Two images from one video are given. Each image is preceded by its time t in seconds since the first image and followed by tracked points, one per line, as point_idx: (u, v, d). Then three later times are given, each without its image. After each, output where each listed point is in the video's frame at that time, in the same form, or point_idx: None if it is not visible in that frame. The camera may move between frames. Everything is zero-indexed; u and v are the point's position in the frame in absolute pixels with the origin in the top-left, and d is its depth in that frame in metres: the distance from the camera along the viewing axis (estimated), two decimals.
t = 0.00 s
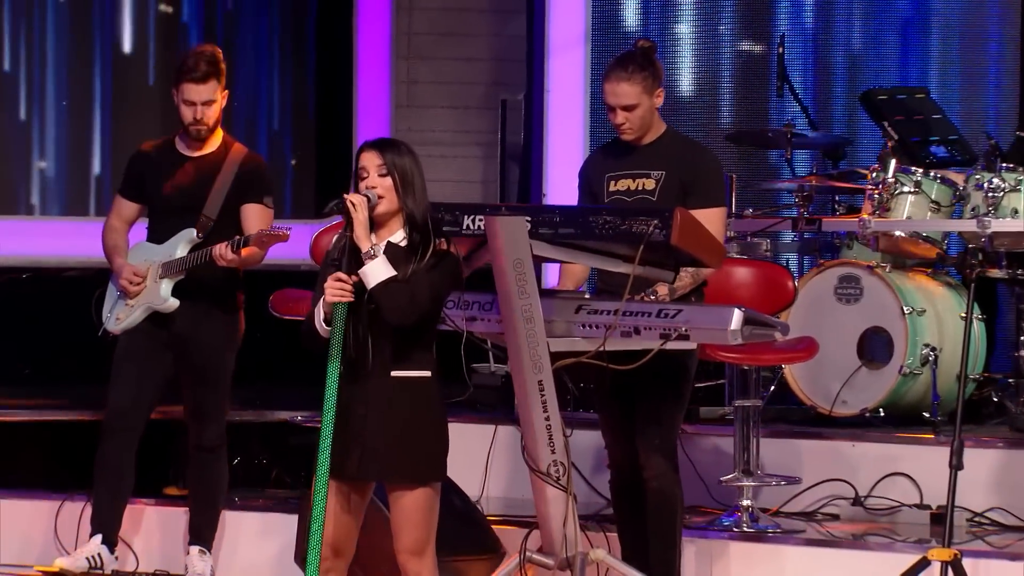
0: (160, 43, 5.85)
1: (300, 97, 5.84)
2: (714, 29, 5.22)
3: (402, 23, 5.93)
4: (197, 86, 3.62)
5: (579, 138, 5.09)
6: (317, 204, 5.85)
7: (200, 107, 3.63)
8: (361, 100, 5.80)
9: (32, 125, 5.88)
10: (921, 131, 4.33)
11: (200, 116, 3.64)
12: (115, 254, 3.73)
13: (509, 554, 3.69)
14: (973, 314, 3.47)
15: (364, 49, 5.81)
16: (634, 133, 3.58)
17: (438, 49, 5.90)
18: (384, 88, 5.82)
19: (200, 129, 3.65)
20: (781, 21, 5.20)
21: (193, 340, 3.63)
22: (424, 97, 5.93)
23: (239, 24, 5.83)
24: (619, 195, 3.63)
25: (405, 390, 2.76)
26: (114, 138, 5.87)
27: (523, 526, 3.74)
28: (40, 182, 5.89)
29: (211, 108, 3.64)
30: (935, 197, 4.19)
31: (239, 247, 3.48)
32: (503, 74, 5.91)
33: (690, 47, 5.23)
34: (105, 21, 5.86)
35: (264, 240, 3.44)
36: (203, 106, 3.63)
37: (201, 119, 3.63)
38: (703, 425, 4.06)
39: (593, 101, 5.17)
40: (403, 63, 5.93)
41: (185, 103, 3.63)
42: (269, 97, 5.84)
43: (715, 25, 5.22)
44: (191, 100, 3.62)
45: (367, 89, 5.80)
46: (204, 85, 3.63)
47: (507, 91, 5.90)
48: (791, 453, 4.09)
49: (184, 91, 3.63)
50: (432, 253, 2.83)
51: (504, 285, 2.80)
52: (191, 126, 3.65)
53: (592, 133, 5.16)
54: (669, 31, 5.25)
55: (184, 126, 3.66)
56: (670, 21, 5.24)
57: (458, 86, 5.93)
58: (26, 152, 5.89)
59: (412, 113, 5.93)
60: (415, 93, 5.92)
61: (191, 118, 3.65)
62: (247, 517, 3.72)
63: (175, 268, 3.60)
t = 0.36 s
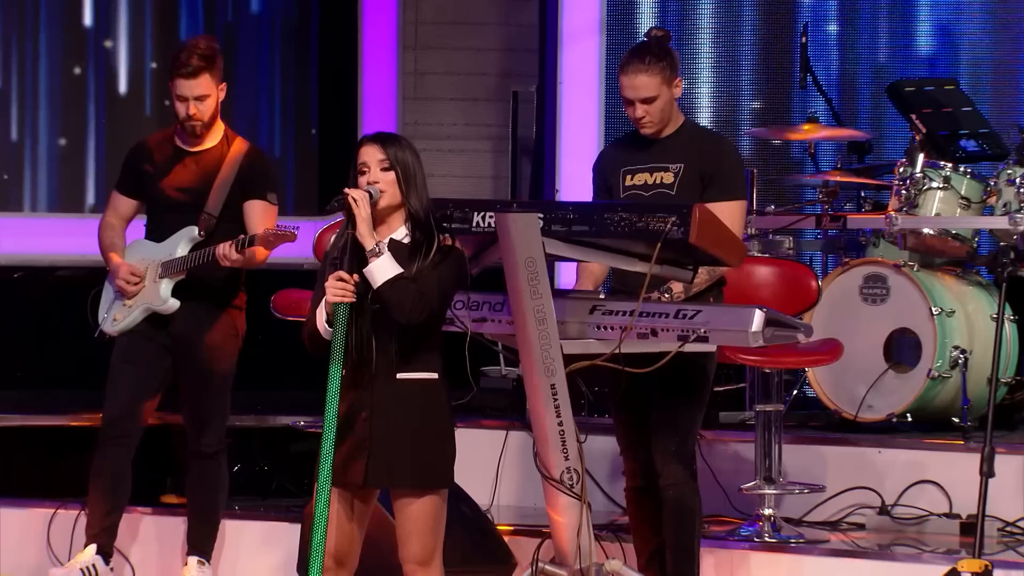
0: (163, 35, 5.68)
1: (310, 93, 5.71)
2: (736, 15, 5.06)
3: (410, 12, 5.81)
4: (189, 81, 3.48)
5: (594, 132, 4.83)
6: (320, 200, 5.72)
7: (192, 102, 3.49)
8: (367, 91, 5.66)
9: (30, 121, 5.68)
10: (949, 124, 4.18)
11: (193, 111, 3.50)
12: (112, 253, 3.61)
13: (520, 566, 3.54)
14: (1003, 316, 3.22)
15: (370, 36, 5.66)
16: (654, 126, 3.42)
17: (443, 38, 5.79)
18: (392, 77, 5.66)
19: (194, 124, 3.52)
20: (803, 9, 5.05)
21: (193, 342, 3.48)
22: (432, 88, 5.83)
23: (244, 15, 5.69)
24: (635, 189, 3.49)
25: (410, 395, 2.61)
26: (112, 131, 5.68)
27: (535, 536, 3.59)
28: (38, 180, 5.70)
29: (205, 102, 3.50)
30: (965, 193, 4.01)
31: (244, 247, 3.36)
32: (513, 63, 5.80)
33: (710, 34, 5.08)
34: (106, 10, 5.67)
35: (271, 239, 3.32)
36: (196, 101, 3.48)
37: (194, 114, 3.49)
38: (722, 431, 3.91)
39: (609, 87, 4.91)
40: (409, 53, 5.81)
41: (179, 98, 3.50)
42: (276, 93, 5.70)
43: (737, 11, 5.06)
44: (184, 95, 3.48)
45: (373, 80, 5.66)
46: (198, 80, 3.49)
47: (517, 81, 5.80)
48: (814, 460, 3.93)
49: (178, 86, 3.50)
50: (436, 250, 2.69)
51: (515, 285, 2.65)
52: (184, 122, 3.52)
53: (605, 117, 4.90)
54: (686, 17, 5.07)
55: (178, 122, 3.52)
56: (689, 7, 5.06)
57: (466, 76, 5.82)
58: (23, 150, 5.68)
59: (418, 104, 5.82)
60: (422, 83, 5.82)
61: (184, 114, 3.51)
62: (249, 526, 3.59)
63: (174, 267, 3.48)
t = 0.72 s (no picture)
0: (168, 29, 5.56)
1: (320, 89, 5.57)
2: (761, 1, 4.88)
3: None
4: (173, 74, 3.35)
5: (611, 125, 4.69)
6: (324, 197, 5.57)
7: (176, 96, 3.34)
8: (373, 80, 5.50)
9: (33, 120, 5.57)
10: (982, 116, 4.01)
11: (177, 105, 3.35)
12: (105, 255, 3.45)
13: None
14: None
15: (375, 22, 5.50)
16: (676, 117, 3.26)
17: (454, 26, 5.70)
18: (399, 67, 5.52)
19: (181, 119, 3.37)
20: None
21: (190, 344, 3.33)
22: (441, 78, 5.73)
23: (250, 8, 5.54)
24: (654, 182, 3.34)
25: (418, 401, 2.45)
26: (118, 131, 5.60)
27: (548, 548, 3.43)
28: (43, 180, 5.59)
29: (189, 96, 3.35)
30: (999, 188, 3.96)
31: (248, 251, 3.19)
32: (525, 52, 5.71)
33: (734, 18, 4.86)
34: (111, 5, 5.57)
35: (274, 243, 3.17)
36: (181, 94, 3.34)
37: (178, 109, 3.34)
38: (746, 437, 3.73)
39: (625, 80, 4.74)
40: (417, 43, 5.71)
41: (165, 93, 3.36)
42: (284, 89, 5.56)
43: None
44: (169, 88, 3.34)
45: (379, 68, 5.50)
46: (180, 72, 3.35)
47: (529, 71, 5.70)
48: (842, 467, 3.75)
49: (162, 81, 3.37)
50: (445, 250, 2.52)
51: (528, 285, 2.49)
52: (171, 116, 3.37)
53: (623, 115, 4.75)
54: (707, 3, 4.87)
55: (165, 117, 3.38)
56: None
57: (480, 65, 5.73)
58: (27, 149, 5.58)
59: (426, 95, 5.72)
60: (431, 73, 5.72)
61: (170, 109, 3.36)
62: (248, 538, 3.46)
63: (174, 268, 3.32)
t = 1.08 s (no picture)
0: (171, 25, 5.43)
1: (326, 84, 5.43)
2: None
3: None
4: (158, 68, 3.20)
5: (627, 120, 4.53)
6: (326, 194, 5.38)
7: (162, 91, 3.20)
8: (378, 73, 5.30)
9: (35, 121, 5.45)
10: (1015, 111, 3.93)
11: (165, 100, 3.20)
12: (98, 257, 3.31)
13: None
14: None
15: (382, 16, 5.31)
16: (695, 111, 3.12)
17: (463, 15, 5.53)
18: (405, 57, 5.31)
19: (168, 114, 3.23)
20: None
21: (187, 349, 3.18)
22: (450, 69, 5.56)
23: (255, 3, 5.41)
24: (672, 180, 3.20)
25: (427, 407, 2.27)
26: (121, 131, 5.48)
27: (563, 562, 3.26)
28: (46, 182, 5.47)
29: (177, 90, 3.20)
30: None
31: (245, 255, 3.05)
32: (538, 43, 5.55)
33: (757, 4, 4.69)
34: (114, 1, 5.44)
35: (272, 249, 3.04)
36: (167, 89, 3.19)
37: (165, 104, 3.20)
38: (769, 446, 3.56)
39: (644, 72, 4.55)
40: (424, 32, 5.55)
41: (151, 88, 3.22)
42: (291, 86, 5.43)
43: None
44: (154, 82, 3.20)
45: (384, 59, 5.30)
46: (165, 66, 3.20)
47: (543, 62, 5.54)
48: (871, 479, 3.57)
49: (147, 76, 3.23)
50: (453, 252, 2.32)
51: (542, 288, 2.35)
52: (159, 112, 3.23)
53: (642, 106, 4.58)
54: None
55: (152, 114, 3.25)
56: None
57: (491, 57, 5.56)
58: (29, 150, 5.46)
59: (435, 87, 5.56)
60: (439, 64, 5.56)
61: (158, 104, 3.22)
62: (245, 552, 3.36)
63: (169, 272, 3.18)
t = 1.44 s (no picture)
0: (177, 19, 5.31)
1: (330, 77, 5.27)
2: None
3: None
4: (156, 58, 3.07)
5: (646, 113, 4.37)
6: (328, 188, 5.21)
7: (161, 82, 3.07)
8: (385, 59, 5.24)
9: (37, 120, 5.33)
10: None
11: (164, 91, 3.07)
12: (90, 254, 3.17)
13: None
14: None
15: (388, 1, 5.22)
16: (717, 104, 2.98)
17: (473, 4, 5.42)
18: (412, 46, 5.26)
19: (167, 106, 3.09)
20: None
21: (185, 354, 3.04)
22: (459, 60, 5.43)
23: None
24: (695, 176, 3.07)
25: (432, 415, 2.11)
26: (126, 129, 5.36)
27: None
28: (47, 182, 5.35)
29: (177, 80, 3.07)
30: None
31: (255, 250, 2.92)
32: (553, 32, 5.42)
33: None
34: None
35: (274, 245, 2.91)
36: (166, 80, 3.07)
37: (164, 95, 3.07)
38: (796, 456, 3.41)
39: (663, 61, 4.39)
40: (433, 23, 5.43)
41: (149, 79, 3.10)
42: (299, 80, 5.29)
43: None
44: (152, 73, 3.08)
45: (390, 49, 5.24)
46: (164, 57, 3.07)
47: (557, 53, 5.42)
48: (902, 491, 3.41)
49: (145, 66, 3.10)
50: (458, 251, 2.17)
51: (556, 289, 2.19)
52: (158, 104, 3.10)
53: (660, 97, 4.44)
54: None
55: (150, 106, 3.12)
56: None
57: (503, 47, 5.44)
58: (31, 150, 5.33)
59: (444, 78, 5.44)
60: (447, 54, 5.43)
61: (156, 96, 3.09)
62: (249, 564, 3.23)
63: (166, 272, 3.04)
